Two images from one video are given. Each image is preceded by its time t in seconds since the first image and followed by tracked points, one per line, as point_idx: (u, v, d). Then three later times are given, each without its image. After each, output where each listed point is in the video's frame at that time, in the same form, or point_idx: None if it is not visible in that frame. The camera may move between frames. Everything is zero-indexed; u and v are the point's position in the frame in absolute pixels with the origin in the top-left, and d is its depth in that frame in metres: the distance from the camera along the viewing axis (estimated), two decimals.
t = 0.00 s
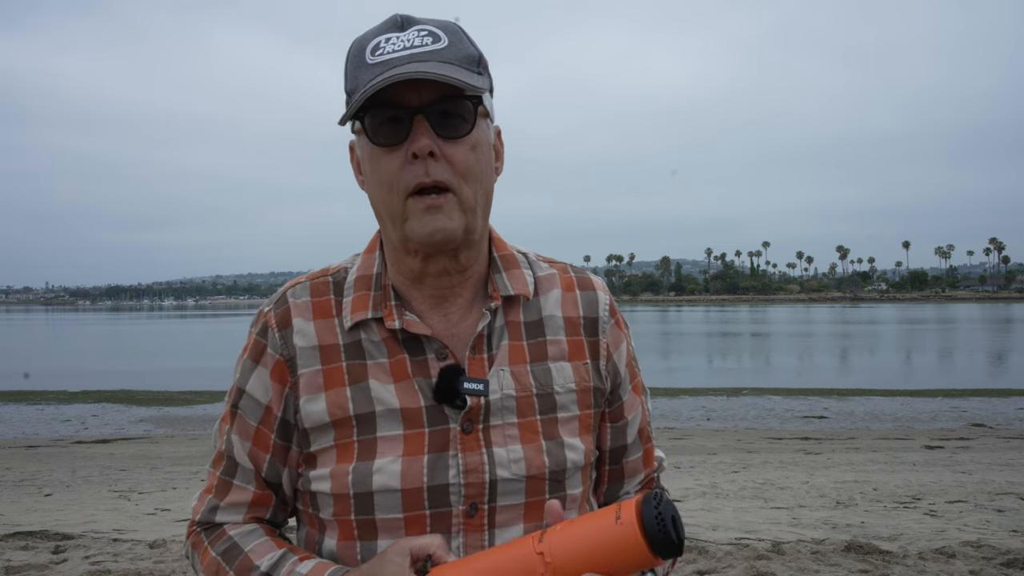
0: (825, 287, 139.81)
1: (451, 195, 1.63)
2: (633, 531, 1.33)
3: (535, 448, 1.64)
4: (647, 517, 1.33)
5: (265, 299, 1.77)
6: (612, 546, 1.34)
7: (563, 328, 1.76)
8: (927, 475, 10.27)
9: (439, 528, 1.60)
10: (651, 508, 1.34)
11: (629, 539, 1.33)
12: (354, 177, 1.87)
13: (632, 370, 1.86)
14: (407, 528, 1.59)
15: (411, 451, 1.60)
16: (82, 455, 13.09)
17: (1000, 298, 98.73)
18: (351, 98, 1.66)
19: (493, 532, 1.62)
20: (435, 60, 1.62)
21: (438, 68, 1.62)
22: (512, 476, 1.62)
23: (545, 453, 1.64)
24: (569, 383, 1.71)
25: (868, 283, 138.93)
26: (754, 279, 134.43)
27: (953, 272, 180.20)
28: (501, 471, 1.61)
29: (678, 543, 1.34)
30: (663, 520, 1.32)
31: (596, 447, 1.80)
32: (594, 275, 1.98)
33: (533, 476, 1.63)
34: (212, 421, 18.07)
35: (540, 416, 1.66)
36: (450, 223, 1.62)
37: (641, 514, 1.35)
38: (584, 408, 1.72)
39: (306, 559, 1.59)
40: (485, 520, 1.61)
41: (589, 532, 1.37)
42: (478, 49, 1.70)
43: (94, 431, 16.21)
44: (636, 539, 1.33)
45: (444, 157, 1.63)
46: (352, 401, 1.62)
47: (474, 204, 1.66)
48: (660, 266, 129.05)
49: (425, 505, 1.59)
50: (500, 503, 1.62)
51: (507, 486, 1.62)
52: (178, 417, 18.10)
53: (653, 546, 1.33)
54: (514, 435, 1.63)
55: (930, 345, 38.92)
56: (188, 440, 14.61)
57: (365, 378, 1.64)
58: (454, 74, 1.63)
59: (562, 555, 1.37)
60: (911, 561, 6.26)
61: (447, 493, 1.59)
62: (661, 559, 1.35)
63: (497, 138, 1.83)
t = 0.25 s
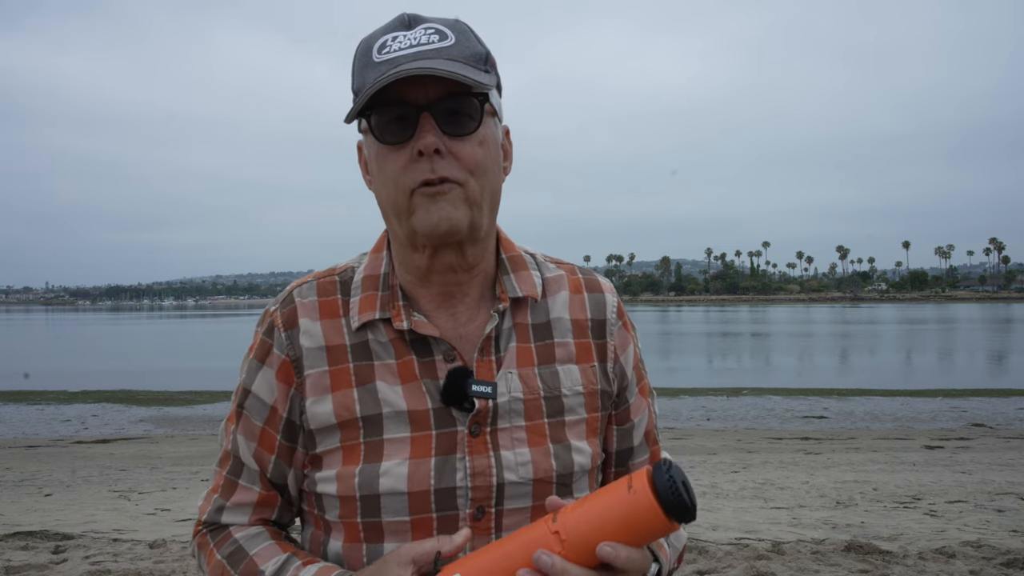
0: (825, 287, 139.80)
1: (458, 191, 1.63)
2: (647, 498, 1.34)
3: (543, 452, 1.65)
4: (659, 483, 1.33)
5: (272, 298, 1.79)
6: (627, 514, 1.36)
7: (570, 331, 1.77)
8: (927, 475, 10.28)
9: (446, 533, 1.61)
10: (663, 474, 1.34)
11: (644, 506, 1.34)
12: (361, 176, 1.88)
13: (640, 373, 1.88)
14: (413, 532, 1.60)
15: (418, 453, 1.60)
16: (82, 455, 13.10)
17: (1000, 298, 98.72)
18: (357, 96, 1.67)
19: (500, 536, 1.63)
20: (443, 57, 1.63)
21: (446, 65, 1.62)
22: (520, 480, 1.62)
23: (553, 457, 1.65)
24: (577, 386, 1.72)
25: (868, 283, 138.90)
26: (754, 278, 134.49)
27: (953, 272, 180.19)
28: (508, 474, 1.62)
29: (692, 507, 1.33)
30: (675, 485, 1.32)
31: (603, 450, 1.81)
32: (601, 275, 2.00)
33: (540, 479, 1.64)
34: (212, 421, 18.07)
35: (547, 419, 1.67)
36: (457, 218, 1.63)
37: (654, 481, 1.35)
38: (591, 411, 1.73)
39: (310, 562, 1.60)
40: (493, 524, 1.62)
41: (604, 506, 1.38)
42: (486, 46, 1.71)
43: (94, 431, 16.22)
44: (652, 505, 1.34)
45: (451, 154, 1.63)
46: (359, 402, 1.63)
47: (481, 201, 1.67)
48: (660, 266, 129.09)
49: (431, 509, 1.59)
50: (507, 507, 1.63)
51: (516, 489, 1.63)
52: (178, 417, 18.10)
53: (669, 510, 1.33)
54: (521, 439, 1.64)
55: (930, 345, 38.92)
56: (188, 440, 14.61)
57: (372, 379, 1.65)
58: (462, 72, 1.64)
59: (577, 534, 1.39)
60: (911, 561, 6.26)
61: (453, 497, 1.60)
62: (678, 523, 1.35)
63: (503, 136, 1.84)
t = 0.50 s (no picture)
0: (825, 287, 139.81)
1: (461, 191, 1.63)
2: (647, 502, 1.34)
3: (546, 453, 1.65)
4: (657, 485, 1.33)
5: (276, 299, 1.79)
6: (626, 519, 1.36)
7: (573, 331, 1.77)
8: (926, 475, 10.28)
9: (450, 534, 1.60)
10: (661, 476, 1.34)
11: (644, 509, 1.34)
12: (364, 176, 1.88)
13: (644, 373, 1.88)
14: (416, 534, 1.60)
15: (421, 454, 1.60)
16: (82, 455, 13.10)
17: (1000, 298, 98.71)
18: (361, 94, 1.67)
19: (503, 536, 1.63)
20: (446, 57, 1.63)
21: (450, 64, 1.63)
22: (523, 481, 1.62)
23: (556, 458, 1.65)
24: (580, 387, 1.72)
25: (868, 283, 138.87)
26: (754, 278, 134.46)
27: (952, 272, 180.19)
28: (511, 475, 1.62)
29: (691, 504, 1.34)
30: (673, 485, 1.32)
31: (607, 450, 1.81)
32: (604, 276, 2.00)
33: (544, 480, 1.64)
34: (212, 421, 18.07)
35: (550, 421, 1.67)
36: (459, 218, 1.63)
37: (650, 482, 1.35)
38: (594, 412, 1.73)
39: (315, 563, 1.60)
40: (495, 525, 1.62)
41: (603, 512, 1.38)
42: (489, 46, 1.71)
43: (94, 431, 16.22)
44: (652, 508, 1.34)
45: (453, 153, 1.63)
46: (361, 403, 1.63)
47: (484, 201, 1.67)
48: (660, 266, 129.11)
49: (435, 510, 1.59)
50: (510, 508, 1.63)
51: (518, 491, 1.63)
52: (178, 417, 18.10)
53: (670, 512, 1.33)
54: (524, 440, 1.64)
55: (930, 345, 38.92)
56: (188, 440, 14.61)
57: (375, 380, 1.65)
58: (465, 71, 1.64)
59: (578, 542, 1.38)
60: (911, 561, 6.26)
61: (456, 498, 1.60)
62: (678, 524, 1.35)
63: (506, 136, 1.84)
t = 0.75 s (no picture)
0: (825, 287, 139.80)
1: (461, 191, 1.63)
2: (656, 521, 1.35)
3: (546, 454, 1.65)
4: (668, 505, 1.34)
5: (278, 299, 1.79)
6: (632, 535, 1.36)
7: (575, 332, 1.77)
8: (926, 475, 10.28)
9: (451, 534, 1.61)
10: (672, 497, 1.35)
11: (652, 526, 1.35)
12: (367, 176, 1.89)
13: (645, 373, 1.88)
14: (419, 533, 1.60)
15: (422, 454, 1.60)
16: (82, 455, 13.10)
17: (1000, 298, 98.69)
18: (362, 92, 1.67)
19: (504, 536, 1.63)
20: (449, 56, 1.63)
21: (452, 63, 1.63)
22: (523, 481, 1.63)
23: (556, 459, 1.65)
24: (581, 388, 1.72)
25: (868, 283, 138.85)
26: (754, 278, 134.50)
27: (952, 272, 180.19)
28: (512, 475, 1.62)
29: (700, 527, 1.35)
30: (684, 507, 1.33)
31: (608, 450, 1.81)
32: (605, 276, 2.00)
33: (545, 481, 1.64)
34: (212, 421, 18.07)
35: (551, 421, 1.67)
36: (459, 217, 1.63)
37: (662, 500, 1.36)
38: (596, 412, 1.73)
39: (316, 564, 1.60)
40: (496, 525, 1.62)
41: (609, 524, 1.39)
42: (491, 46, 1.71)
43: (94, 431, 16.22)
44: (660, 528, 1.35)
45: (454, 152, 1.64)
46: (363, 404, 1.63)
47: (484, 201, 1.67)
48: (660, 265, 129.12)
49: (435, 510, 1.59)
50: (511, 509, 1.63)
51: (519, 491, 1.63)
52: (178, 417, 18.10)
53: (678, 532, 1.34)
54: (525, 440, 1.64)
55: (930, 345, 38.87)
56: (188, 440, 14.61)
57: (376, 380, 1.65)
58: (467, 69, 1.64)
59: (583, 554, 1.39)
60: (911, 561, 6.26)
61: (457, 498, 1.60)
62: (685, 544, 1.37)
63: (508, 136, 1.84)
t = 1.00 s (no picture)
0: (825, 287, 139.79)
1: (466, 192, 1.64)
2: (651, 510, 1.35)
3: (547, 453, 1.66)
4: (663, 493, 1.35)
5: (280, 298, 1.79)
6: (628, 524, 1.37)
7: (575, 333, 1.78)
8: (926, 475, 10.29)
9: (452, 533, 1.61)
10: (667, 485, 1.35)
11: (647, 514, 1.35)
12: (371, 174, 1.90)
13: (645, 374, 1.89)
14: (420, 532, 1.61)
15: (424, 453, 1.61)
16: (82, 455, 13.10)
17: (1000, 298, 98.67)
18: (370, 91, 1.68)
19: (505, 536, 1.64)
20: (458, 58, 1.65)
21: (461, 65, 1.64)
22: (524, 481, 1.63)
23: (557, 458, 1.66)
24: (582, 387, 1.73)
25: (868, 283, 138.85)
26: (754, 278, 134.51)
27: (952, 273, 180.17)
28: (513, 474, 1.63)
29: (694, 513, 1.35)
30: (677, 493, 1.34)
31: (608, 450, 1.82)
32: (607, 278, 2.01)
33: (545, 480, 1.65)
34: (212, 421, 18.08)
35: (552, 421, 1.68)
36: (463, 218, 1.64)
37: (655, 488, 1.37)
38: (597, 412, 1.74)
39: (318, 562, 1.61)
40: (497, 524, 1.63)
41: (605, 515, 1.39)
42: (500, 50, 1.72)
43: (94, 431, 16.23)
44: (656, 515, 1.35)
45: (460, 153, 1.64)
46: (365, 403, 1.64)
47: (489, 203, 1.68)
48: (660, 265, 129.12)
49: (437, 509, 1.60)
50: (512, 507, 1.63)
51: (520, 490, 1.63)
52: (178, 417, 18.10)
53: (674, 519, 1.35)
54: (526, 439, 1.65)
55: (930, 345, 38.87)
56: (188, 440, 14.62)
57: (378, 379, 1.66)
58: (476, 72, 1.65)
59: (581, 545, 1.39)
60: (911, 561, 6.27)
61: (459, 497, 1.61)
62: (681, 532, 1.37)
63: (513, 139, 1.85)
